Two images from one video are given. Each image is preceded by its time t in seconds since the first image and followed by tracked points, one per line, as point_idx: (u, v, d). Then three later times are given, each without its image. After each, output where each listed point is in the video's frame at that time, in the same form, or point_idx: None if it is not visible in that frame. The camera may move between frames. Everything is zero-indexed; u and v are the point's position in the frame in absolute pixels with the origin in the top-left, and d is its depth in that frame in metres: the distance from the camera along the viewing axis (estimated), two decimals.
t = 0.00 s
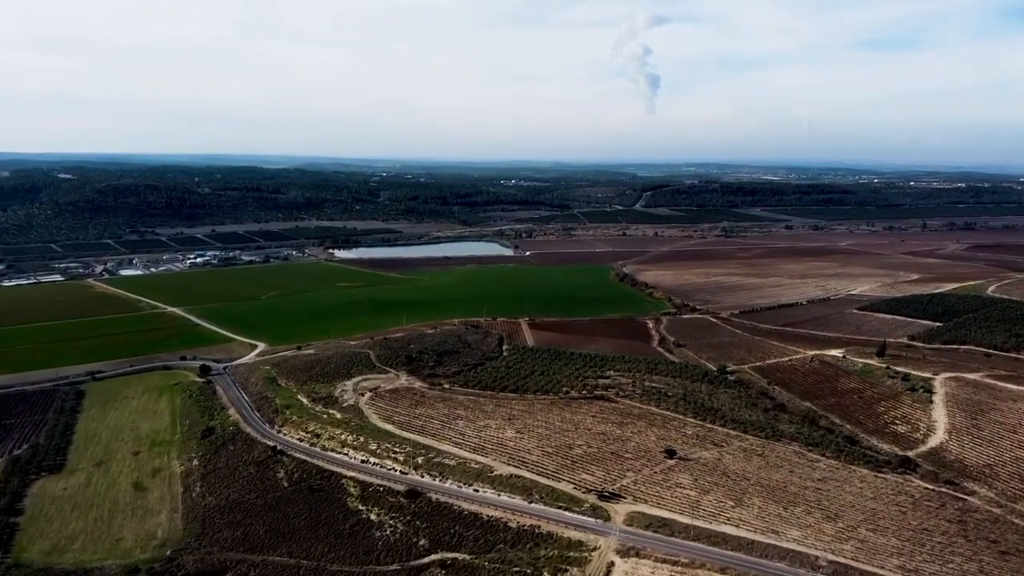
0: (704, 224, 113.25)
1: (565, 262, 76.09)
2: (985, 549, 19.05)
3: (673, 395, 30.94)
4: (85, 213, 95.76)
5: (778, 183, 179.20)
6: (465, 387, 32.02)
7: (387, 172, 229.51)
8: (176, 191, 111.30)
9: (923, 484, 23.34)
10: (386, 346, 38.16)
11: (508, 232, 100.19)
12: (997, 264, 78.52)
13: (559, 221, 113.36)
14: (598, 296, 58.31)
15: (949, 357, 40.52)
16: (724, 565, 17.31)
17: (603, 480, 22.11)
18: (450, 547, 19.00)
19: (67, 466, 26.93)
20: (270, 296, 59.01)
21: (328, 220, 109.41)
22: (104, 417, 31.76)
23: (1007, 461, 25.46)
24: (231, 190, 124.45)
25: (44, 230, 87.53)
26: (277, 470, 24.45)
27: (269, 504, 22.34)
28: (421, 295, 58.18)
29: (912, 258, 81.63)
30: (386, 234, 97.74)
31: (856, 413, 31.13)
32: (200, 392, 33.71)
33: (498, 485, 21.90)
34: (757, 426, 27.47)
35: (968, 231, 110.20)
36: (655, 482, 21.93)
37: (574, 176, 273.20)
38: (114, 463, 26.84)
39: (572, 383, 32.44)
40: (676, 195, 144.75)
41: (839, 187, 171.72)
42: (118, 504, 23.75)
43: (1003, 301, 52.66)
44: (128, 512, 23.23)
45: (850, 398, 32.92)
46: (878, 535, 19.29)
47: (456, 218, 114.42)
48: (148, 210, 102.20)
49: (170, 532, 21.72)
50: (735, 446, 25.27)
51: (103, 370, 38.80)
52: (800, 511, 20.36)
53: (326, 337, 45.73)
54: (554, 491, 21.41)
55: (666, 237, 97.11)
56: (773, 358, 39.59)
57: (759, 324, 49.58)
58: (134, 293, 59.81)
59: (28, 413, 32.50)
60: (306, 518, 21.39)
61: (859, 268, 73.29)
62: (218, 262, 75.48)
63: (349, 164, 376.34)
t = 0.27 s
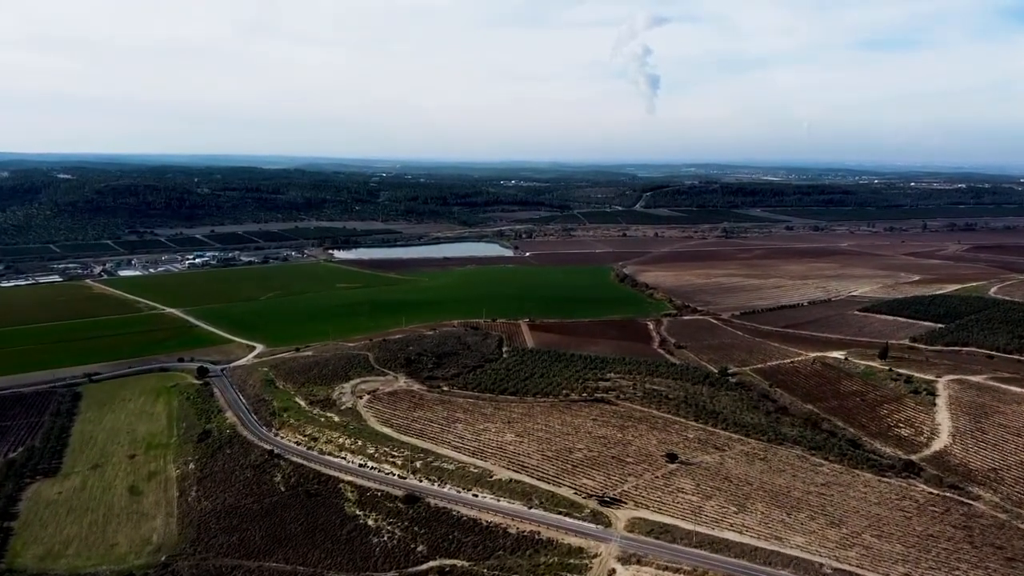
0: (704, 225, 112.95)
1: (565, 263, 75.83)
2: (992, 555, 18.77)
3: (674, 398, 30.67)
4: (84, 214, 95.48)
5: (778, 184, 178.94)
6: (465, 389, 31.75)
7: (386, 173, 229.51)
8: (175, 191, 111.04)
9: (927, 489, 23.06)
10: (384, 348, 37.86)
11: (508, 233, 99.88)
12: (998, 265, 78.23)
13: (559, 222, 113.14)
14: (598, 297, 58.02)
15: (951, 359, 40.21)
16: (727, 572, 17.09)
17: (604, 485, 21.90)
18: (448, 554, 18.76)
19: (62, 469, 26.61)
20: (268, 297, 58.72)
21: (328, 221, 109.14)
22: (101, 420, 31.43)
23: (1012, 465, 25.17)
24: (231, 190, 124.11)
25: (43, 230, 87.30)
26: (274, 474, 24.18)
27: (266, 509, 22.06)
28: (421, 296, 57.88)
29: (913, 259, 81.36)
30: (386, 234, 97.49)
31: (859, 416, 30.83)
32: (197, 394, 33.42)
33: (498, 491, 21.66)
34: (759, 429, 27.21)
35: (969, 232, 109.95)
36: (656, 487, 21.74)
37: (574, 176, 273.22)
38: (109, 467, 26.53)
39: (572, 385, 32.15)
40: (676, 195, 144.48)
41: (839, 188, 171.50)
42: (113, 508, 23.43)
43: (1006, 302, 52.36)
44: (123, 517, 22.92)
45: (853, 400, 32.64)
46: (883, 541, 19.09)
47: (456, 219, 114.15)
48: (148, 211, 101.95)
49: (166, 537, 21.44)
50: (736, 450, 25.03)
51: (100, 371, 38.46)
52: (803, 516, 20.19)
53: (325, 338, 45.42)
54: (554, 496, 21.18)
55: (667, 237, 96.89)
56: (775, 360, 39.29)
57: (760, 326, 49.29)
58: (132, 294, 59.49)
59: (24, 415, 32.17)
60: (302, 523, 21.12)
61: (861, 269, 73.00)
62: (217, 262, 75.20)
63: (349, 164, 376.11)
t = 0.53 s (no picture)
0: (705, 226, 112.64)
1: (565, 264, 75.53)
2: (998, 562, 18.53)
3: (675, 400, 30.40)
4: (83, 214, 95.15)
5: (778, 184, 178.72)
6: (464, 392, 31.48)
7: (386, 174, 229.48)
8: (174, 192, 110.71)
9: (932, 493, 22.82)
10: (383, 350, 37.55)
11: (508, 233, 99.63)
12: (999, 266, 77.97)
13: (559, 222, 112.89)
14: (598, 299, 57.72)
15: (954, 361, 39.94)
16: None
17: (604, 491, 21.80)
18: (447, 561, 18.58)
19: (57, 473, 26.30)
20: (267, 298, 58.42)
21: (327, 221, 108.88)
22: (97, 423, 31.09)
23: (1017, 470, 24.92)
24: (230, 191, 123.76)
25: (42, 231, 86.92)
26: (271, 478, 23.94)
27: (262, 514, 21.80)
28: (420, 298, 57.58)
29: (914, 260, 81.07)
30: (385, 235, 97.22)
31: (861, 419, 30.57)
32: (195, 397, 33.10)
33: (497, 496, 21.47)
34: (761, 432, 26.97)
35: (970, 233, 109.72)
36: (658, 493, 21.67)
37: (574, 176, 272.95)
38: (105, 471, 26.22)
39: (572, 387, 31.88)
40: (676, 196, 144.19)
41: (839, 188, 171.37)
42: (108, 513, 23.14)
43: (1008, 304, 52.08)
44: (118, 522, 22.62)
45: (855, 403, 32.36)
46: (887, 548, 18.97)
47: (456, 219, 113.86)
48: (147, 212, 101.61)
49: (161, 542, 21.12)
50: (738, 454, 24.85)
51: (97, 373, 38.12)
52: (807, 522, 20.18)
53: (324, 340, 45.10)
54: (554, 502, 20.99)
55: (667, 238, 96.63)
56: (777, 362, 39.00)
57: (761, 327, 48.98)
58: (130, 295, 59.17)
59: (20, 418, 31.84)
60: (299, 529, 20.86)
61: (862, 270, 72.72)
62: (216, 263, 74.89)
63: (349, 164, 375.77)
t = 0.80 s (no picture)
0: (705, 226, 112.39)
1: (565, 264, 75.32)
2: (1005, 567, 18.28)
3: (676, 403, 30.16)
4: (82, 215, 94.94)
5: (778, 185, 178.64)
6: (464, 394, 31.24)
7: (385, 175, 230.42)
8: (174, 192, 110.49)
9: (936, 497, 22.57)
10: (382, 351, 37.28)
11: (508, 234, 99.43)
12: (1000, 266, 77.75)
13: (559, 223, 112.74)
14: (599, 299, 57.46)
15: (956, 362, 39.69)
16: None
17: (605, 495, 21.66)
18: (446, 567, 18.41)
19: (54, 476, 26.04)
20: (266, 299, 58.19)
21: (327, 222, 108.74)
22: (94, 425, 30.82)
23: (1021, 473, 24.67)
24: (230, 191, 123.51)
25: (41, 232, 86.69)
26: (268, 482, 23.71)
27: (259, 518, 21.57)
28: (420, 299, 57.29)
29: (915, 260, 80.85)
30: (385, 235, 97.04)
31: (864, 421, 30.31)
32: (193, 399, 32.86)
33: (497, 500, 21.27)
34: (763, 434, 26.74)
35: (970, 233, 109.57)
36: (660, 497, 21.51)
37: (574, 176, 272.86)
38: (101, 474, 25.98)
39: (573, 389, 31.63)
40: (676, 196, 144.06)
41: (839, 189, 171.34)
42: (104, 517, 22.89)
43: (1009, 305, 51.85)
44: (114, 526, 22.37)
45: (857, 405, 32.10)
46: (891, 553, 18.81)
47: (456, 220, 113.70)
48: (146, 212, 101.38)
49: (157, 547, 20.87)
50: (740, 457, 24.67)
51: (95, 375, 37.85)
52: (810, 527, 20.00)
53: (323, 341, 44.85)
54: (554, 507, 20.81)
55: (667, 238, 96.48)
56: (778, 363, 38.77)
57: (762, 328, 48.73)
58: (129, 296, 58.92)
59: (16, 420, 31.54)
60: (296, 533, 20.63)
61: (863, 271, 72.49)
62: (215, 264, 74.64)
63: (349, 164, 375.73)
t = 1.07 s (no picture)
0: (705, 226, 112.19)
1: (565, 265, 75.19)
2: (1009, 572, 18.11)
3: (678, 405, 29.98)
4: (82, 216, 94.83)
5: (778, 185, 178.52)
6: (464, 396, 31.07)
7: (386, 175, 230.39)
8: (173, 193, 110.38)
9: (939, 500, 22.40)
10: (382, 353, 37.13)
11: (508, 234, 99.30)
12: (1001, 266, 77.57)
13: (559, 223, 112.66)
14: (599, 300, 57.32)
15: (958, 363, 39.54)
16: None
17: (606, 498, 21.53)
18: (445, 572, 18.25)
19: (51, 479, 25.87)
20: (266, 300, 58.05)
21: (327, 222, 108.63)
22: (92, 427, 30.65)
23: None
24: (229, 192, 123.33)
25: (40, 233, 86.60)
26: (267, 485, 23.53)
27: (257, 522, 21.40)
28: (419, 299, 57.13)
29: (916, 260, 80.70)
30: (385, 236, 96.92)
31: (866, 423, 30.13)
32: (191, 401, 32.72)
33: (497, 504, 21.10)
34: (765, 437, 26.59)
35: (971, 233, 109.46)
36: (661, 500, 21.37)
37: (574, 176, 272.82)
38: (98, 477, 25.79)
39: (573, 391, 31.45)
40: (677, 196, 143.94)
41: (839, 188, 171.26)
42: (101, 521, 22.70)
43: (1011, 305, 51.69)
44: (111, 529, 22.20)
45: (859, 407, 31.93)
46: (895, 557, 18.66)
47: (456, 220, 113.56)
48: (146, 213, 101.22)
49: (154, 551, 20.69)
50: (742, 459, 24.50)
51: (94, 376, 37.70)
52: (812, 530, 19.84)
53: (322, 342, 44.72)
54: (555, 510, 20.66)
55: (667, 238, 96.37)
56: (779, 364, 38.61)
57: (763, 329, 48.56)
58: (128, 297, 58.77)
59: (14, 422, 31.38)
60: (295, 537, 20.46)
61: (863, 271, 72.35)
62: (215, 265, 74.53)
63: (348, 165, 375.66)
